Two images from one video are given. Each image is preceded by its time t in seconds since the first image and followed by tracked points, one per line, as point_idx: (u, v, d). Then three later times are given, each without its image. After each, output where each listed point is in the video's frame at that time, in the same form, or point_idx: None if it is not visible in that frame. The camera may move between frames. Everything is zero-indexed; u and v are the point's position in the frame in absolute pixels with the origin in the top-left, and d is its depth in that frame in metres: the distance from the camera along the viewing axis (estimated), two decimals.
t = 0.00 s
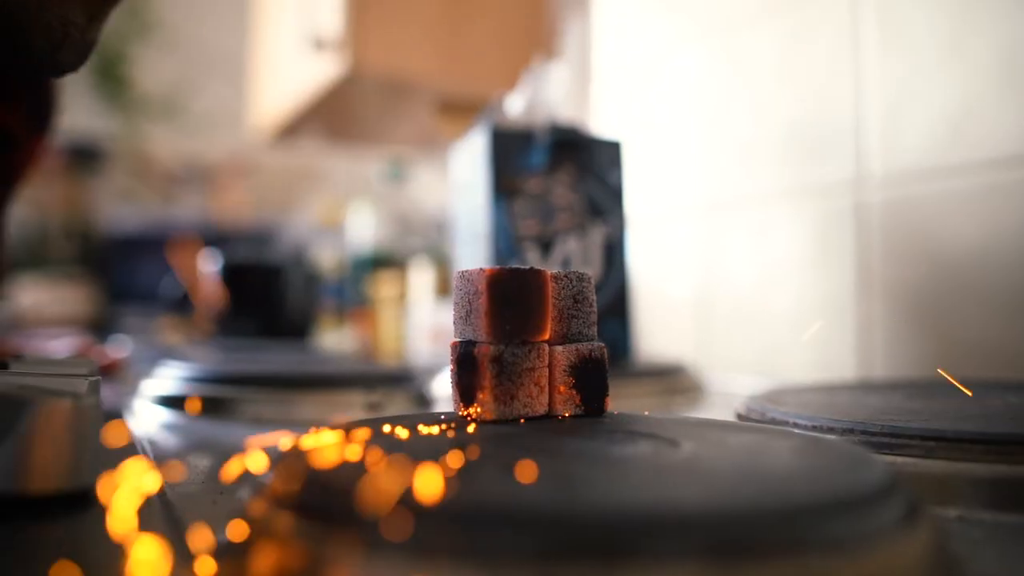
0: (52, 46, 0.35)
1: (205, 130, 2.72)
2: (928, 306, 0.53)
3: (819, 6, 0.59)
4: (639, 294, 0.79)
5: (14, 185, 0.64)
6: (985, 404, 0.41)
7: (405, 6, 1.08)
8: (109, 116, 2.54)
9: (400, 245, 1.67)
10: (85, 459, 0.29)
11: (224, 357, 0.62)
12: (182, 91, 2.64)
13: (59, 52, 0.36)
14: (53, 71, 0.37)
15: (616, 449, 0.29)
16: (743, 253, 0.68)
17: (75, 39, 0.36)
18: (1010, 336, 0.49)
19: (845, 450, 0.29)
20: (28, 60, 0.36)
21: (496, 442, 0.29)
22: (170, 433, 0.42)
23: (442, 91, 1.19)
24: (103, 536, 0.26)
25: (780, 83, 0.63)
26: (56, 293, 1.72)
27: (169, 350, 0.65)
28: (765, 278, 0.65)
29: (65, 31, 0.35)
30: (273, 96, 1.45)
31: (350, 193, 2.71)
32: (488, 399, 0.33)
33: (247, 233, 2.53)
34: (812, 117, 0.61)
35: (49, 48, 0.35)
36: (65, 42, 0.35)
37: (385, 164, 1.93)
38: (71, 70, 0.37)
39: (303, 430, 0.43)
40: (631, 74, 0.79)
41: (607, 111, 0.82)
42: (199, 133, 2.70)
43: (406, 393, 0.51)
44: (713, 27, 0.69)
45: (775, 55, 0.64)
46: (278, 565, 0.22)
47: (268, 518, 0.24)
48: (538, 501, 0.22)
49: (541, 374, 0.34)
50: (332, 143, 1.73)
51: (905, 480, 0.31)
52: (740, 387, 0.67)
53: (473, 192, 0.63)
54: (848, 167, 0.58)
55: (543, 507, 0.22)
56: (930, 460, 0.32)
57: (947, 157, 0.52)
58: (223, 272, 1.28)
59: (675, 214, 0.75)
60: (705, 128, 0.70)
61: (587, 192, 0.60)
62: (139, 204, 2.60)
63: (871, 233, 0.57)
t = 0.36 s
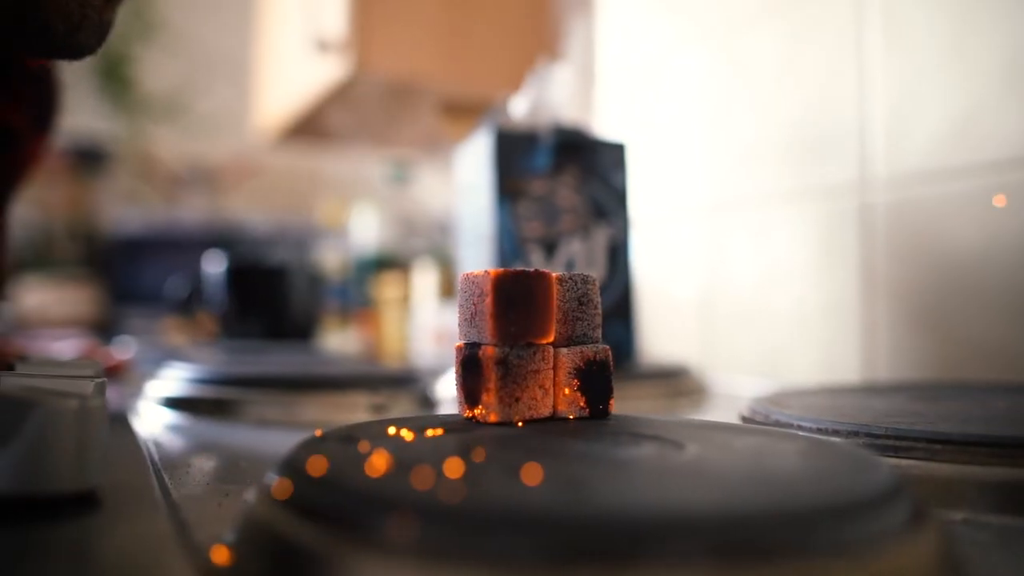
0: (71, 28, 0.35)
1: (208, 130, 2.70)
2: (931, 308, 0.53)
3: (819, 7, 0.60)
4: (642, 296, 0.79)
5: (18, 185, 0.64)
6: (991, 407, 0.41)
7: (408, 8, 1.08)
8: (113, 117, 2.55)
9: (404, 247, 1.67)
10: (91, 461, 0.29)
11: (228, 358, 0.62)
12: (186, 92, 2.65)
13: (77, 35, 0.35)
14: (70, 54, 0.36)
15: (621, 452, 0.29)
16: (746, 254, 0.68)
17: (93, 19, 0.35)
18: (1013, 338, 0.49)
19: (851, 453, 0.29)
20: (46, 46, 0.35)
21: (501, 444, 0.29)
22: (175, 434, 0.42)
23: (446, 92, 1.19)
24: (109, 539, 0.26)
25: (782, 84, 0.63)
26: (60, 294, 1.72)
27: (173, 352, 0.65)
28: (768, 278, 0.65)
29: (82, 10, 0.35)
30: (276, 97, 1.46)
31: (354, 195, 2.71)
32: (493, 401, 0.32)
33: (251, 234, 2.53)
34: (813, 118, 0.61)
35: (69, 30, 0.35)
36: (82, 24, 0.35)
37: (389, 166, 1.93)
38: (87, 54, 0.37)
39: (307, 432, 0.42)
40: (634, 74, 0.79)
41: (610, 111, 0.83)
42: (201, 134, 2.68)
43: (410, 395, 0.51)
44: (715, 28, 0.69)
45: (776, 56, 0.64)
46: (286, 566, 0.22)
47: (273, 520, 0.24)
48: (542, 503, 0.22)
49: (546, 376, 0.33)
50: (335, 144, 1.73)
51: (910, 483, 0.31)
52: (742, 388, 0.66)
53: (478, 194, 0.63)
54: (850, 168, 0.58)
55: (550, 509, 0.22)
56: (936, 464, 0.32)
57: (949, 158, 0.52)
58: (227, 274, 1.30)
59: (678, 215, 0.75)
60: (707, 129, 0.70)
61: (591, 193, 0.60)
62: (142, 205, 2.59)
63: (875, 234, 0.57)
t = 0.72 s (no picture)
0: (92, 13, 0.32)
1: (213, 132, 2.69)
2: (938, 308, 0.53)
3: (826, 7, 0.60)
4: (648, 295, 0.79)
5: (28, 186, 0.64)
6: (1001, 407, 0.41)
7: (415, 9, 1.09)
8: (120, 118, 2.56)
9: (410, 248, 1.68)
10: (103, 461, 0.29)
11: (236, 359, 0.62)
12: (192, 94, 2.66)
13: (97, 21, 0.33)
14: (87, 40, 0.33)
15: (631, 452, 0.29)
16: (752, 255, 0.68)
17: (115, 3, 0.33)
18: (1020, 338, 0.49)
19: (859, 454, 0.29)
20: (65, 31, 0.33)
21: (511, 445, 0.29)
22: (184, 435, 0.42)
23: (452, 93, 1.20)
24: (122, 540, 0.26)
25: (788, 84, 0.63)
26: (68, 295, 1.73)
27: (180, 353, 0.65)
28: (775, 279, 0.65)
29: None
30: (283, 99, 1.46)
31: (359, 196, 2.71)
32: (503, 402, 0.32)
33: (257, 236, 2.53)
34: (819, 118, 0.61)
35: (88, 16, 0.32)
36: (102, 10, 0.33)
37: (396, 167, 1.93)
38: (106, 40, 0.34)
39: (315, 434, 0.42)
40: (641, 75, 0.79)
41: (616, 112, 0.83)
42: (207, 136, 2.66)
43: (418, 396, 0.51)
44: (721, 28, 0.69)
45: (782, 56, 0.64)
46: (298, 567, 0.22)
47: (284, 522, 0.24)
48: (552, 504, 0.22)
49: (555, 377, 0.33)
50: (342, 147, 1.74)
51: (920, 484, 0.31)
52: (748, 389, 0.66)
53: (485, 194, 0.63)
54: (857, 168, 0.58)
55: (562, 511, 0.22)
56: (945, 465, 0.32)
57: (956, 158, 0.52)
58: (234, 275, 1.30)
59: (684, 215, 0.75)
60: (713, 130, 0.70)
61: (598, 195, 0.60)
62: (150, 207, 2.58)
63: (881, 235, 0.57)
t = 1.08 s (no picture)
0: (108, 27, 0.31)
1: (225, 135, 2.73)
2: (952, 312, 0.53)
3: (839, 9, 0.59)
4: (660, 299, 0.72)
5: (41, 190, 0.65)
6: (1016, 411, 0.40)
7: (424, 12, 1.09)
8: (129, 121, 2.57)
9: (418, 250, 1.68)
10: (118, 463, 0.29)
11: (246, 360, 0.62)
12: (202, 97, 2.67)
13: (113, 35, 0.32)
14: (101, 54, 0.32)
15: (643, 456, 0.29)
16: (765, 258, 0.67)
17: (129, 17, 0.32)
18: None
19: (872, 458, 0.29)
20: (78, 47, 0.31)
21: (524, 449, 0.29)
22: (195, 437, 0.42)
23: (461, 95, 1.20)
24: (137, 541, 0.26)
25: (800, 87, 0.63)
26: (79, 297, 1.73)
27: (191, 355, 0.65)
28: (786, 283, 0.65)
29: (119, 8, 0.31)
30: (292, 102, 1.47)
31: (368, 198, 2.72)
32: (516, 405, 0.32)
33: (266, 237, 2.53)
34: (833, 120, 0.60)
35: (105, 30, 0.31)
36: (118, 23, 0.31)
37: (405, 169, 1.93)
38: (120, 53, 0.33)
39: (327, 436, 0.43)
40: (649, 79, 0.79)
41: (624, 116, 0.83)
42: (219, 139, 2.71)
43: (427, 398, 0.52)
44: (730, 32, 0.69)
45: (796, 57, 0.63)
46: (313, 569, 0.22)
47: (299, 524, 0.24)
48: (567, 507, 0.22)
49: (567, 380, 0.33)
50: (351, 149, 1.75)
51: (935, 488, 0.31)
52: (758, 393, 0.66)
53: (494, 197, 0.64)
54: (870, 173, 0.58)
55: (577, 514, 0.22)
56: (958, 469, 0.32)
57: (967, 162, 0.52)
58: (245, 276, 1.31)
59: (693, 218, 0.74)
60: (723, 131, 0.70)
61: (608, 196, 0.60)
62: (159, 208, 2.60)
63: (893, 237, 0.57)
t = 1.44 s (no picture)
0: (124, 31, 0.31)
1: (234, 139, 2.75)
2: (964, 317, 0.53)
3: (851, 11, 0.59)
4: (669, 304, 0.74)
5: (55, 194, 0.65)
6: None
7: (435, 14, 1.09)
8: (140, 124, 2.59)
9: (428, 253, 1.69)
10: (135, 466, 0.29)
11: (257, 364, 0.63)
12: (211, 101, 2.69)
13: (130, 39, 0.32)
14: (116, 57, 0.32)
15: (658, 461, 0.29)
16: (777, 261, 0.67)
17: (144, 21, 0.32)
18: None
19: (887, 464, 0.29)
20: (95, 51, 0.31)
21: (538, 454, 0.29)
22: (207, 440, 0.43)
23: (470, 99, 1.20)
24: (154, 543, 0.26)
25: (811, 91, 0.63)
26: (90, 299, 1.74)
27: (202, 358, 0.66)
28: (798, 287, 0.65)
29: (135, 13, 0.31)
30: (303, 106, 1.48)
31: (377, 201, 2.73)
32: (530, 410, 0.32)
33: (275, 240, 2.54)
34: (846, 122, 0.60)
35: (121, 35, 0.31)
36: (134, 27, 0.32)
37: (415, 172, 1.93)
38: (134, 55, 0.33)
39: (339, 440, 0.43)
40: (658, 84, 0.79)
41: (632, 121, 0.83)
42: (228, 142, 2.73)
43: (438, 402, 0.52)
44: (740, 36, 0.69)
45: (807, 59, 0.63)
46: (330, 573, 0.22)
47: (315, 528, 0.24)
48: (583, 512, 0.22)
49: (580, 385, 0.33)
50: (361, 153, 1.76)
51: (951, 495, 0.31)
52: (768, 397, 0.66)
53: (505, 201, 0.64)
54: (881, 177, 0.58)
55: (594, 520, 0.22)
56: (973, 475, 0.32)
57: (980, 166, 0.52)
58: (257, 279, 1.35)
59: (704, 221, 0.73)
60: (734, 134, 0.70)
61: (619, 201, 0.59)
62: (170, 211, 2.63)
63: (905, 240, 0.56)
